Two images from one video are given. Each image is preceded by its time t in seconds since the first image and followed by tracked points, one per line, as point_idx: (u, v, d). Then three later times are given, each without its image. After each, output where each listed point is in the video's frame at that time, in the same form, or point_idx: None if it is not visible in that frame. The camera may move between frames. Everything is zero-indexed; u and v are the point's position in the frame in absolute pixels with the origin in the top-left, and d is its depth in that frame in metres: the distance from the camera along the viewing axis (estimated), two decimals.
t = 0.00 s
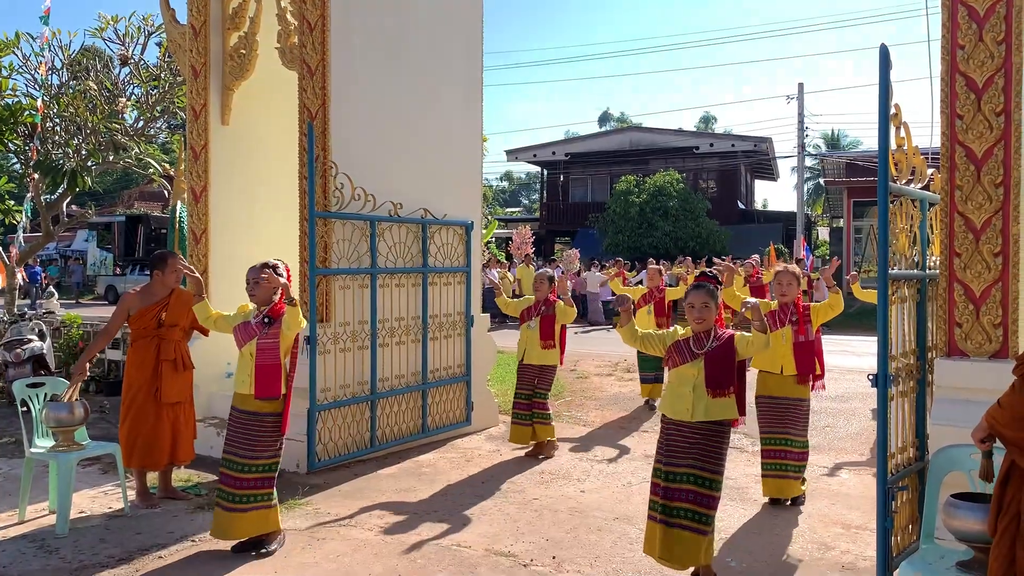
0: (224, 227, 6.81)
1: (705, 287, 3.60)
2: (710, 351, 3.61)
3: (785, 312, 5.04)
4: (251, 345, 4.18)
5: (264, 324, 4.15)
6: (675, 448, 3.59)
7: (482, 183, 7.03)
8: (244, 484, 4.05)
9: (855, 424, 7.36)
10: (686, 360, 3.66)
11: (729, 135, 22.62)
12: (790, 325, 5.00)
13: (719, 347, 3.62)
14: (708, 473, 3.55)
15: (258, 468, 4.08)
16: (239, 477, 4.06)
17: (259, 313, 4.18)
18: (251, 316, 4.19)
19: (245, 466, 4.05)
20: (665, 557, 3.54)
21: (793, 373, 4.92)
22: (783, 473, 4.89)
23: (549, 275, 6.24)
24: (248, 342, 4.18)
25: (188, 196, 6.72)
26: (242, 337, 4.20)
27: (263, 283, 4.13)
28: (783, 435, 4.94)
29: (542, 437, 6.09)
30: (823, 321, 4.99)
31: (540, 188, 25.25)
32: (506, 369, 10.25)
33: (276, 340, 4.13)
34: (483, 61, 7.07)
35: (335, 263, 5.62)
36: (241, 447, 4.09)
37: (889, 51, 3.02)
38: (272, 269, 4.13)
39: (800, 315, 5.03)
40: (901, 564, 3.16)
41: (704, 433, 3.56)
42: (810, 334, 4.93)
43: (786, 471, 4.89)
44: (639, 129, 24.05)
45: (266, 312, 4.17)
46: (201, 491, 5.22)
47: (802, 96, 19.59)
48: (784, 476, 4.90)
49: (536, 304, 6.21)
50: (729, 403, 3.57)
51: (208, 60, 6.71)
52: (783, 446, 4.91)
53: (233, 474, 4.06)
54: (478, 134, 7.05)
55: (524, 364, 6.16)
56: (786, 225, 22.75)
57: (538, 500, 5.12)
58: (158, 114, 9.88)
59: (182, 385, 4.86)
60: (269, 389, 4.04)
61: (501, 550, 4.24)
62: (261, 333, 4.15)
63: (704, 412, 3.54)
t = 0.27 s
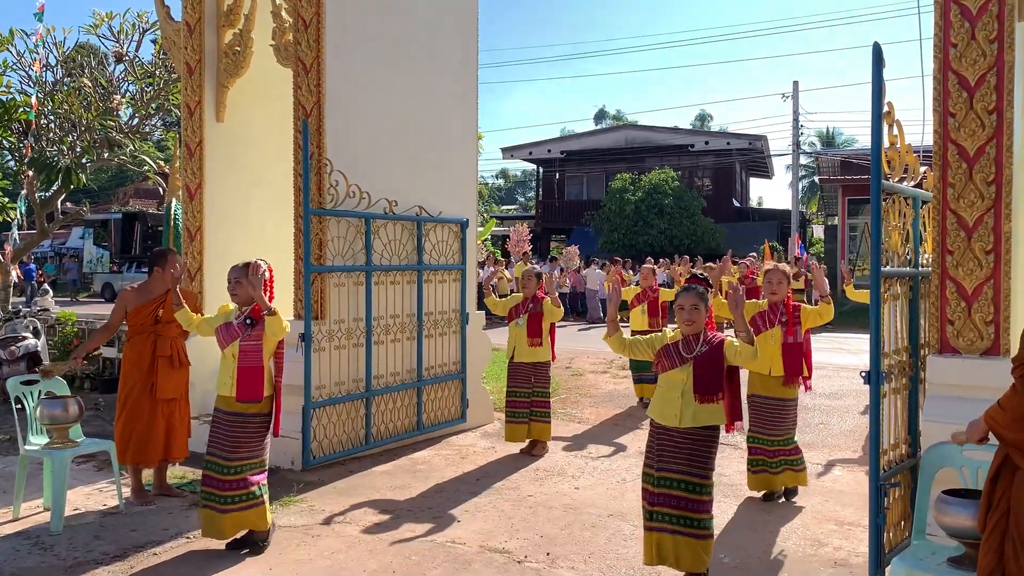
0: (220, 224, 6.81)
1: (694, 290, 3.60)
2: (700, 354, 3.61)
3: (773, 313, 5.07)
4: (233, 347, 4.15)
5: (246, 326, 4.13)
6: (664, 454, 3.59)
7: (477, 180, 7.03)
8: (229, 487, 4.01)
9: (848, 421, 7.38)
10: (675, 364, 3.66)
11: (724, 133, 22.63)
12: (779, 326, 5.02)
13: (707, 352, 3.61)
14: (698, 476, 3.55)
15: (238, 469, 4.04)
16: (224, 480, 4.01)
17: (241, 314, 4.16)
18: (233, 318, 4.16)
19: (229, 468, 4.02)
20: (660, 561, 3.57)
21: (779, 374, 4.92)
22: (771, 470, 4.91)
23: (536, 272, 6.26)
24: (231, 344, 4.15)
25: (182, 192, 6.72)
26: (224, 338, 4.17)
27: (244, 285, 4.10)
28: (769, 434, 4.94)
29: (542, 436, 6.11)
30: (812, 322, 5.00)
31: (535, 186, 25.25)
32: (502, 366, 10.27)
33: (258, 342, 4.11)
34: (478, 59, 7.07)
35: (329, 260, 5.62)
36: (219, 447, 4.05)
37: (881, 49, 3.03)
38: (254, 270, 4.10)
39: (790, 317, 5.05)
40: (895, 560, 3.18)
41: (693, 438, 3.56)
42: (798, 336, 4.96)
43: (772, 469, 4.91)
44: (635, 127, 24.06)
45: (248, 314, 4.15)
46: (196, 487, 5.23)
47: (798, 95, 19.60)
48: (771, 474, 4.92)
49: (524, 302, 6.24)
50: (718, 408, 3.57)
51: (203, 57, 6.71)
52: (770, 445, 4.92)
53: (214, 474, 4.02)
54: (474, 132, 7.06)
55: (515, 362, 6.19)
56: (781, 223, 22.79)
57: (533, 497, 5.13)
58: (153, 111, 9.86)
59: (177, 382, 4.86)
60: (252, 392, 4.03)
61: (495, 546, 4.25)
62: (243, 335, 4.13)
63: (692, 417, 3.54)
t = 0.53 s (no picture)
0: (214, 223, 6.79)
1: (686, 290, 3.60)
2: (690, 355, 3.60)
3: (765, 317, 5.05)
4: (211, 348, 4.08)
5: (224, 327, 4.04)
6: (659, 456, 3.58)
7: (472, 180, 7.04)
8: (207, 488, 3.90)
9: (841, 421, 7.41)
10: (665, 365, 3.64)
11: (719, 133, 22.67)
12: (771, 331, 5.00)
13: (698, 354, 3.61)
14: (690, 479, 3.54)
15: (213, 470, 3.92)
16: (202, 480, 3.89)
17: (218, 315, 4.06)
18: (209, 318, 4.06)
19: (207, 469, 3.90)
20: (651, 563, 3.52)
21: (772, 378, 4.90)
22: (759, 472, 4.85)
23: (524, 273, 6.16)
24: (209, 345, 4.07)
25: (176, 191, 6.72)
26: (202, 340, 4.07)
27: (224, 284, 4.03)
28: (755, 434, 4.89)
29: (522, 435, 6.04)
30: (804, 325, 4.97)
31: (530, 185, 25.26)
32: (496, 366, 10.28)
33: (237, 343, 4.04)
34: (473, 58, 7.07)
35: (323, 259, 5.61)
36: (197, 446, 3.95)
37: (874, 50, 3.03)
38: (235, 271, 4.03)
39: (781, 320, 5.03)
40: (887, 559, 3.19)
41: (685, 441, 3.54)
42: (790, 340, 4.93)
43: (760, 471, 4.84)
44: (629, 127, 24.07)
45: (225, 314, 4.06)
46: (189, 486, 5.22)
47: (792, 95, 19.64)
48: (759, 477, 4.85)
49: (513, 304, 6.14)
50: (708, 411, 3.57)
51: (197, 55, 6.69)
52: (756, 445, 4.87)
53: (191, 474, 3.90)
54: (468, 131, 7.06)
55: (504, 365, 6.04)
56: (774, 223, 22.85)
57: (527, 496, 5.13)
58: (146, 109, 9.83)
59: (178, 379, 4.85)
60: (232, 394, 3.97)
61: (489, 546, 4.25)
62: (221, 335, 4.04)
63: (683, 421, 3.52)
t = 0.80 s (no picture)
0: (207, 223, 6.78)
1: (678, 296, 3.44)
2: (681, 362, 3.46)
3: (754, 318, 4.86)
4: (179, 350, 3.93)
5: (193, 329, 3.88)
6: (656, 468, 3.41)
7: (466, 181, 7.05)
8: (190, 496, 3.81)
9: (833, 422, 7.44)
10: (654, 372, 3.49)
11: (712, 135, 22.72)
12: (760, 331, 4.83)
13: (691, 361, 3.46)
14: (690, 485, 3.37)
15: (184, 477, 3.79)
16: (184, 489, 3.78)
17: (187, 316, 3.91)
18: (179, 319, 3.91)
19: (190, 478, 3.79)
20: None
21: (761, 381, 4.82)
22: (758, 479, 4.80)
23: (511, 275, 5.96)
24: (176, 347, 3.92)
25: (169, 190, 6.71)
26: (169, 340, 3.93)
27: (195, 284, 3.88)
28: (752, 442, 4.82)
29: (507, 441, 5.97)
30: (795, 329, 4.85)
31: (524, 186, 25.28)
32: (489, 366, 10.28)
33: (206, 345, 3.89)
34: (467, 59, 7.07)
35: (316, 259, 5.62)
36: (174, 453, 3.80)
37: (867, 54, 3.05)
38: (207, 270, 3.89)
39: (770, 321, 4.86)
40: (878, 560, 3.21)
41: (678, 449, 3.38)
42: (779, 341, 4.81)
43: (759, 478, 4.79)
44: (623, 128, 24.09)
45: (195, 315, 3.90)
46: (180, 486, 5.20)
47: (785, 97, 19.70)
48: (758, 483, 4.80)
49: (498, 305, 6.00)
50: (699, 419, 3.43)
51: (190, 54, 6.68)
52: (752, 453, 4.81)
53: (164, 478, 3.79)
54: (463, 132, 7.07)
55: (490, 368, 5.99)
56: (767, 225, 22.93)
57: (520, 497, 5.14)
58: (139, 108, 9.79)
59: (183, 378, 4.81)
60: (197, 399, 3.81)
61: (481, 546, 4.26)
62: (189, 337, 3.89)
63: (675, 429, 3.37)
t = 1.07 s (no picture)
0: (198, 224, 6.77)
1: (662, 299, 3.42)
2: (668, 368, 3.45)
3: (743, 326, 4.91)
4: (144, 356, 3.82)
5: (158, 334, 3.79)
6: (649, 474, 3.40)
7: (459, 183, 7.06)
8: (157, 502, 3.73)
9: (822, 425, 7.48)
10: (643, 379, 3.49)
11: (703, 138, 22.79)
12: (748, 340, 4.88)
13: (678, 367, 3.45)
14: (684, 494, 3.39)
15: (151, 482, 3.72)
16: (150, 495, 3.72)
17: (153, 321, 3.82)
18: (145, 324, 3.81)
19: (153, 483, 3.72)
20: None
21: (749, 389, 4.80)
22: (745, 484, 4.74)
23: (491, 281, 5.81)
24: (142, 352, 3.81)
25: (160, 191, 6.71)
26: (134, 347, 3.81)
27: (159, 287, 3.81)
28: (742, 446, 4.77)
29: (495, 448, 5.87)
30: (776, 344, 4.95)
31: (515, 188, 25.32)
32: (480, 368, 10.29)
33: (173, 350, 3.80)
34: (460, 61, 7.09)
35: (308, 260, 5.62)
36: (140, 458, 3.74)
37: (858, 58, 3.07)
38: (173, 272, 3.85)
39: (758, 331, 4.93)
40: (868, 562, 3.23)
41: (670, 457, 3.40)
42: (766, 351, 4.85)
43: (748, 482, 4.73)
44: (615, 131, 24.15)
45: (160, 319, 3.82)
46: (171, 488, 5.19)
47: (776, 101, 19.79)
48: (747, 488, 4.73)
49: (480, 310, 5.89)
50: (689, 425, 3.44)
51: (182, 55, 6.68)
52: (742, 456, 4.77)
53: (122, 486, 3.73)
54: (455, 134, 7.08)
55: (474, 375, 5.88)
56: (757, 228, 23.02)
57: (511, 498, 5.15)
58: (130, 109, 9.76)
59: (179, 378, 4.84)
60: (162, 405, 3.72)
61: (472, 548, 4.26)
62: (155, 343, 3.79)
63: (666, 438, 3.39)
